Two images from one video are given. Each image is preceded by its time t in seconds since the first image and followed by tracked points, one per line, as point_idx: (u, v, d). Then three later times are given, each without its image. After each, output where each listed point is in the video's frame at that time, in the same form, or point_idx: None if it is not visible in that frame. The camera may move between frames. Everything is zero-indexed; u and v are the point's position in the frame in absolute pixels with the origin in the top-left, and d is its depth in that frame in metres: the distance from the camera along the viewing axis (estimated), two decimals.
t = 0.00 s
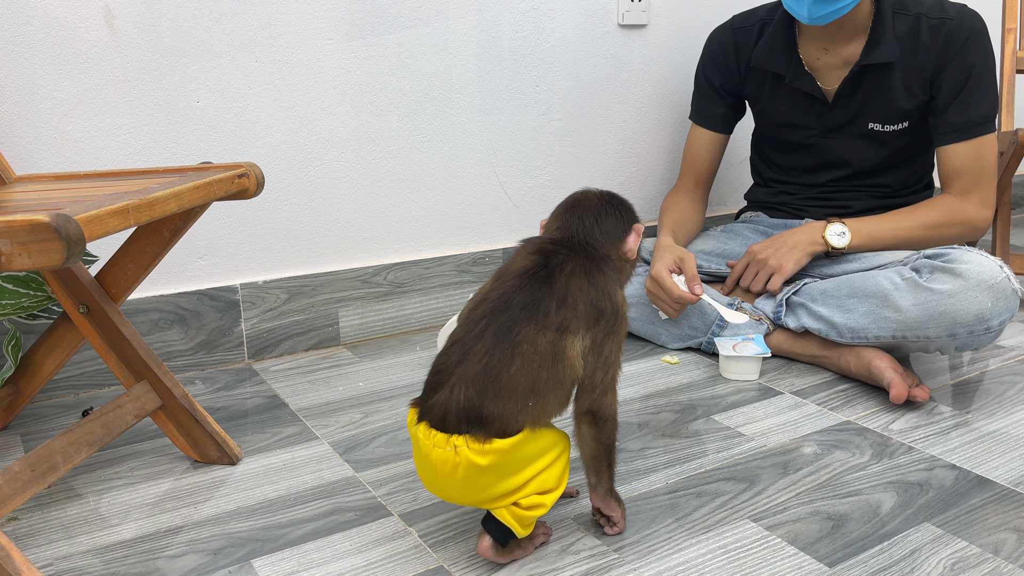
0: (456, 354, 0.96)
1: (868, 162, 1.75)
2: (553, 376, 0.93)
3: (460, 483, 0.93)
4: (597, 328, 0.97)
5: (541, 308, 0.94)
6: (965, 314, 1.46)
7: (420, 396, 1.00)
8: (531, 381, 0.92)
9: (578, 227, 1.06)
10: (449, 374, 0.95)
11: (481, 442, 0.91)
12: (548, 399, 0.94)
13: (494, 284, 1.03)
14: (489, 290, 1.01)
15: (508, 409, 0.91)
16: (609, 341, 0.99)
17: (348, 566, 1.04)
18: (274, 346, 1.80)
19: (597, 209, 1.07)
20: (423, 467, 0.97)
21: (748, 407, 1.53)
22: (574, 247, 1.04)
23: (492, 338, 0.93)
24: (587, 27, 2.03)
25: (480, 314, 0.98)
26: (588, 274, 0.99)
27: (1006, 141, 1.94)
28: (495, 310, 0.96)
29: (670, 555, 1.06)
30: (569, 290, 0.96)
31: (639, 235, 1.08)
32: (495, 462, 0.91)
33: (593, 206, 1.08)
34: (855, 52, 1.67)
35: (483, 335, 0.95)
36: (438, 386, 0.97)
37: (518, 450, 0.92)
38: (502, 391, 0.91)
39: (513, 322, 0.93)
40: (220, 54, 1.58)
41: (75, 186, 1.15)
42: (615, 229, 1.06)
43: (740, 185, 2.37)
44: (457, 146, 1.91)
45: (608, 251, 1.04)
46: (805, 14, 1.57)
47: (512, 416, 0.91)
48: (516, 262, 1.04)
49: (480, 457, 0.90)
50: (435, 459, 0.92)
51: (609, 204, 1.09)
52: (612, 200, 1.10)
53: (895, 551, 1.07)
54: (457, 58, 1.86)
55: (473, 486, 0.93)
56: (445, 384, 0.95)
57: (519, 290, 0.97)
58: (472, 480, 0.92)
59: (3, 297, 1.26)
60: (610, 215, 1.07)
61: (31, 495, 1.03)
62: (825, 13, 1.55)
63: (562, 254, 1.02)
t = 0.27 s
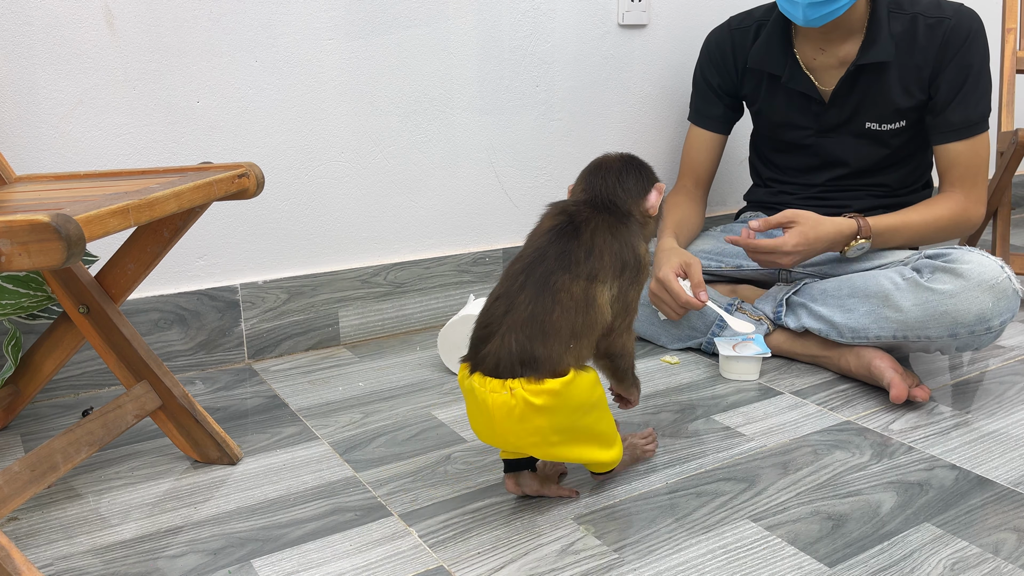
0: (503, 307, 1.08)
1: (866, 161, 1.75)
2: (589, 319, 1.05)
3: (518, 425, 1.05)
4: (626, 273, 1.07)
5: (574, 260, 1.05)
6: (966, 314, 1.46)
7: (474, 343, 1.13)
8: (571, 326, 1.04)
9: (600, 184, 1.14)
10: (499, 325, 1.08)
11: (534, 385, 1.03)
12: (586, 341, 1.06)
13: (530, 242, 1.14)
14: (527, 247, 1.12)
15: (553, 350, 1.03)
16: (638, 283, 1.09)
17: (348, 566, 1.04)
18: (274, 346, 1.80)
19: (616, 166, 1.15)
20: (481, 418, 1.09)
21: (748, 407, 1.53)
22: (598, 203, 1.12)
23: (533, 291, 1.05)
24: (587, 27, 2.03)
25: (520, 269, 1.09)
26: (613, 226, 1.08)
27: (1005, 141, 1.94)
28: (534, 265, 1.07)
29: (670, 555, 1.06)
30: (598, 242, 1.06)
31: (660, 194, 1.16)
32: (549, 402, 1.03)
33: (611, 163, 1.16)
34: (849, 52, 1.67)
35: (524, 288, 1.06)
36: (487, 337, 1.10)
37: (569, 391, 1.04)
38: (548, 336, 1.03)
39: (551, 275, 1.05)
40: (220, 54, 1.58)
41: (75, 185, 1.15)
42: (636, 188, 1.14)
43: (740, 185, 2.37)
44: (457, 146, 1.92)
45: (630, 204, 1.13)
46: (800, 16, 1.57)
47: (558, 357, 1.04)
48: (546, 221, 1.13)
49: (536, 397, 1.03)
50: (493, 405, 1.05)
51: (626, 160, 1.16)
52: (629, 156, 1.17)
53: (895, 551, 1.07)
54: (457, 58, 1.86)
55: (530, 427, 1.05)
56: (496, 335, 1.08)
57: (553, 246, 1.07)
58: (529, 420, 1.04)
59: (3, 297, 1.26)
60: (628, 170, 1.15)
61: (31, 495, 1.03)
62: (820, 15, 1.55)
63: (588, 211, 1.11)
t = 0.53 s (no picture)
0: (563, 302, 1.13)
1: (867, 161, 1.75)
2: (643, 310, 1.12)
3: (579, 411, 1.10)
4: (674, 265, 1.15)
5: (629, 255, 1.12)
6: (966, 313, 1.46)
7: (529, 335, 1.17)
8: (628, 318, 1.11)
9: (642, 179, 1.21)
10: (558, 319, 1.13)
11: (600, 374, 1.09)
12: (640, 331, 1.13)
13: (577, 237, 1.20)
14: (579, 242, 1.17)
15: (615, 342, 1.10)
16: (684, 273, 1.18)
17: (349, 566, 1.04)
18: (274, 346, 1.80)
19: (659, 162, 1.22)
20: (538, 406, 1.12)
21: (748, 407, 1.53)
22: (643, 197, 1.20)
23: (593, 285, 1.11)
24: (588, 27, 2.03)
25: (576, 265, 1.15)
26: (660, 218, 1.16)
27: (1006, 141, 1.94)
28: (592, 261, 1.13)
29: (670, 555, 1.06)
30: (650, 236, 1.13)
31: (699, 189, 1.23)
32: (612, 389, 1.09)
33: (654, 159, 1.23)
34: (853, 53, 1.68)
35: (583, 282, 1.12)
36: (547, 331, 1.13)
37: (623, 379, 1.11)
38: (610, 328, 1.09)
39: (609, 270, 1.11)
40: (220, 54, 1.58)
41: (76, 185, 1.15)
42: (677, 182, 1.21)
43: (740, 185, 2.37)
44: (457, 146, 1.92)
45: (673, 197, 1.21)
46: (803, 17, 1.57)
47: (619, 348, 1.10)
48: (596, 216, 1.19)
49: (600, 386, 1.08)
50: (560, 394, 1.08)
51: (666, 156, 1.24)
52: (669, 153, 1.25)
53: (895, 551, 1.07)
54: (457, 58, 1.86)
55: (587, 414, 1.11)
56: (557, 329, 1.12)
57: (609, 241, 1.14)
58: (590, 408, 1.10)
59: (3, 297, 1.26)
60: (669, 165, 1.23)
61: (31, 495, 1.03)
62: (823, 16, 1.55)
63: (635, 205, 1.18)
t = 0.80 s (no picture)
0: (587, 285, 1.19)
1: (867, 162, 1.75)
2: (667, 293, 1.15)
3: (592, 389, 1.18)
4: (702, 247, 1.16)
5: (652, 240, 1.16)
6: (966, 314, 1.46)
7: (563, 316, 1.25)
8: (649, 300, 1.14)
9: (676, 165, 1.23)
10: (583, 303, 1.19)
11: (612, 355, 1.15)
12: (664, 314, 1.16)
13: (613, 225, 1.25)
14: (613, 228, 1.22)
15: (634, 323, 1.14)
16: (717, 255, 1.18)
17: (348, 566, 1.04)
18: (274, 346, 1.80)
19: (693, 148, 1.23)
20: (561, 381, 1.22)
21: (748, 407, 1.53)
22: (677, 182, 1.21)
23: (615, 270, 1.16)
24: (588, 27, 2.03)
25: (604, 251, 1.20)
26: (688, 204, 1.18)
27: (1006, 141, 1.94)
28: (618, 247, 1.18)
29: (670, 555, 1.06)
30: (675, 221, 1.16)
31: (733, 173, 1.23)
32: (621, 373, 1.15)
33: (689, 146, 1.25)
34: (854, 54, 1.68)
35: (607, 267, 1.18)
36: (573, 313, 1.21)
37: (637, 364, 1.16)
38: (627, 311, 1.14)
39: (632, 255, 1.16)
40: (220, 54, 1.58)
41: (76, 185, 1.15)
42: (713, 166, 1.22)
43: (740, 185, 2.37)
44: (457, 146, 1.92)
45: (708, 181, 1.22)
46: (810, 20, 1.57)
47: (636, 330, 1.14)
48: (630, 204, 1.24)
49: (609, 368, 1.15)
50: (573, 370, 1.18)
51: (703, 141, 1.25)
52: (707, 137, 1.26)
53: (895, 551, 1.07)
54: (457, 58, 1.86)
55: (599, 393, 1.18)
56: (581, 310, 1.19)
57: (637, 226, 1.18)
58: (602, 387, 1.16)
59: (3, 297, 1.26)
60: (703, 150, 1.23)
61: (31, 495, 1.03)
62: (830, 18, 1.55)
63: (666, 192, 1.21)
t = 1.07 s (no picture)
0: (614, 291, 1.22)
1: (867, 164, 1.75)
2: (691, 291, 1.19)
3: (626, 389, 1.21)
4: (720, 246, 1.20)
5: (673, 241, 1.19)
6: (966, 314, 1.46)
7: (589, 322, 1.28)
8: (675, 299, 1.18)
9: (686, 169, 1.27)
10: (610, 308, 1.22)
11: (644, 354, 1.18)
12: (689, 312, 1.19)
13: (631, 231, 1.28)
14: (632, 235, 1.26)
15: (663, 322, 1.17)
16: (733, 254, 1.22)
17: (348, 566, 1.04)
18: (274, 346, 1.80)
19: (699, 155, 1.28)
20: (597, 383, 1.25)
21: (748, 407, 1.53)
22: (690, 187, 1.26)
23: (640, 272, 1.19)
24: (588, 27, 2.03)
25: (626, 258, 1.23)
26: (705, 205, 1.22)
27: (1005, 141, 1.94)
28: (639, 251, 1.22)
29: (670, 555, 1.06)
30: (693, 221, 1.20)
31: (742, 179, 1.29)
32: (653, 369, 1.18)
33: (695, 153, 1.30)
34: (854, 56, 1.67)
35: (631, 270, 1.21)
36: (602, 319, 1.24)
37: (670, 360, 1.18)
38: (656, 311, 1.17)
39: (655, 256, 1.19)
40: (220, 54, 1.58)
41: (76, 185, 1.15)
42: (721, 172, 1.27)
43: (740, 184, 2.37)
44: (457, 146, 1.92)
45: (717, 184, 1.26)
46: (814, 28, 1.57)
47: (666, 329, 1.18)
48: (645, 211, 1.27)
49: (640, 366, 1.18)
50: (606, 372, 1.21)
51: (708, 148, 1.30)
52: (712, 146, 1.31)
53: (895, 551, 1.07)
54: (456, 58, 1.86)
55: (639, 393, 1.21)
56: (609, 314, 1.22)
57: (655, 229, 1.22)
58: (635, 385, 1.20)
59: (3, 297, 1.26)
60: (707, 156, 1.29)
61: (31, 495, 1.03)
62: (834, 26, 1.55)
63: (681, 195, 1.25)
